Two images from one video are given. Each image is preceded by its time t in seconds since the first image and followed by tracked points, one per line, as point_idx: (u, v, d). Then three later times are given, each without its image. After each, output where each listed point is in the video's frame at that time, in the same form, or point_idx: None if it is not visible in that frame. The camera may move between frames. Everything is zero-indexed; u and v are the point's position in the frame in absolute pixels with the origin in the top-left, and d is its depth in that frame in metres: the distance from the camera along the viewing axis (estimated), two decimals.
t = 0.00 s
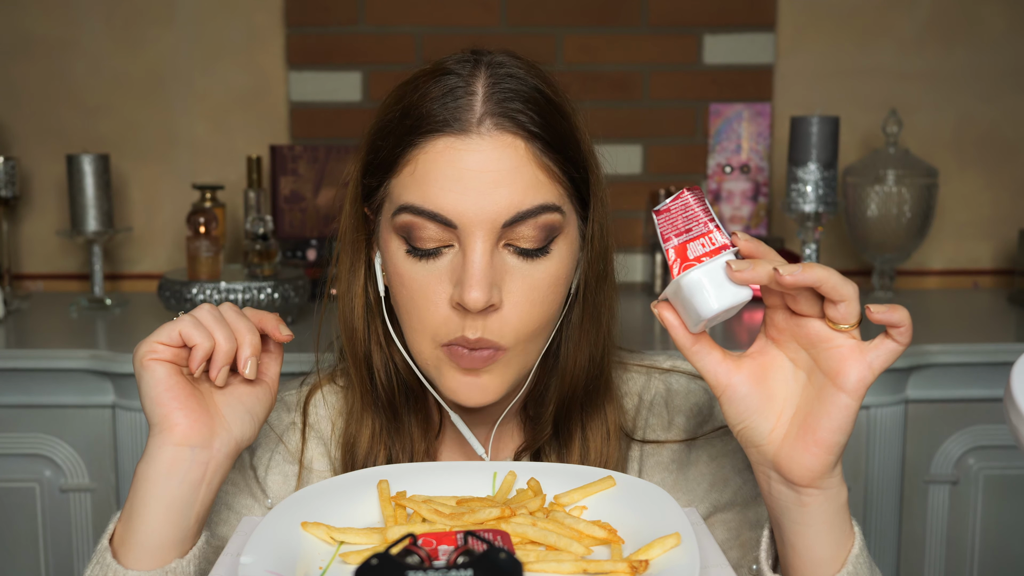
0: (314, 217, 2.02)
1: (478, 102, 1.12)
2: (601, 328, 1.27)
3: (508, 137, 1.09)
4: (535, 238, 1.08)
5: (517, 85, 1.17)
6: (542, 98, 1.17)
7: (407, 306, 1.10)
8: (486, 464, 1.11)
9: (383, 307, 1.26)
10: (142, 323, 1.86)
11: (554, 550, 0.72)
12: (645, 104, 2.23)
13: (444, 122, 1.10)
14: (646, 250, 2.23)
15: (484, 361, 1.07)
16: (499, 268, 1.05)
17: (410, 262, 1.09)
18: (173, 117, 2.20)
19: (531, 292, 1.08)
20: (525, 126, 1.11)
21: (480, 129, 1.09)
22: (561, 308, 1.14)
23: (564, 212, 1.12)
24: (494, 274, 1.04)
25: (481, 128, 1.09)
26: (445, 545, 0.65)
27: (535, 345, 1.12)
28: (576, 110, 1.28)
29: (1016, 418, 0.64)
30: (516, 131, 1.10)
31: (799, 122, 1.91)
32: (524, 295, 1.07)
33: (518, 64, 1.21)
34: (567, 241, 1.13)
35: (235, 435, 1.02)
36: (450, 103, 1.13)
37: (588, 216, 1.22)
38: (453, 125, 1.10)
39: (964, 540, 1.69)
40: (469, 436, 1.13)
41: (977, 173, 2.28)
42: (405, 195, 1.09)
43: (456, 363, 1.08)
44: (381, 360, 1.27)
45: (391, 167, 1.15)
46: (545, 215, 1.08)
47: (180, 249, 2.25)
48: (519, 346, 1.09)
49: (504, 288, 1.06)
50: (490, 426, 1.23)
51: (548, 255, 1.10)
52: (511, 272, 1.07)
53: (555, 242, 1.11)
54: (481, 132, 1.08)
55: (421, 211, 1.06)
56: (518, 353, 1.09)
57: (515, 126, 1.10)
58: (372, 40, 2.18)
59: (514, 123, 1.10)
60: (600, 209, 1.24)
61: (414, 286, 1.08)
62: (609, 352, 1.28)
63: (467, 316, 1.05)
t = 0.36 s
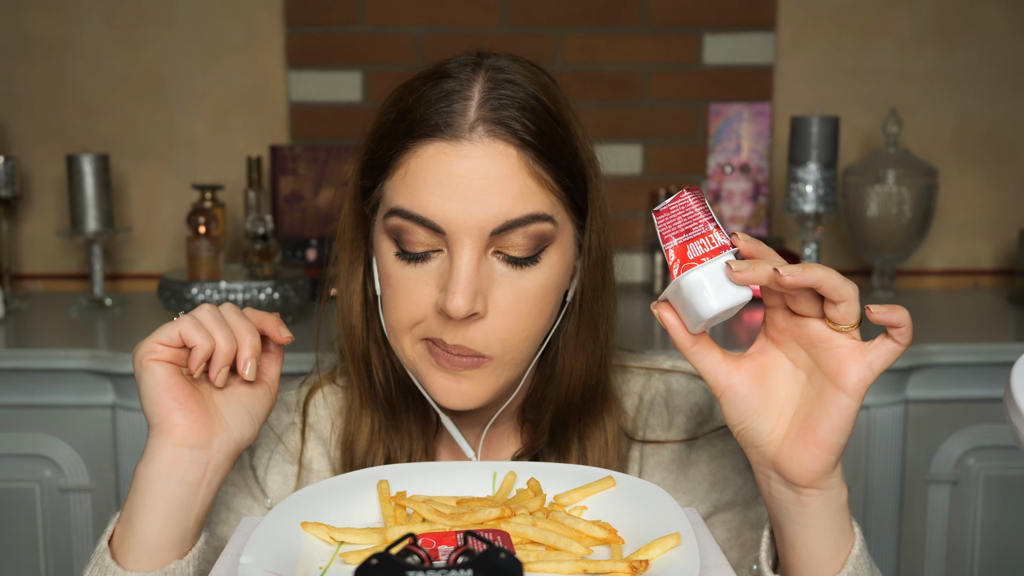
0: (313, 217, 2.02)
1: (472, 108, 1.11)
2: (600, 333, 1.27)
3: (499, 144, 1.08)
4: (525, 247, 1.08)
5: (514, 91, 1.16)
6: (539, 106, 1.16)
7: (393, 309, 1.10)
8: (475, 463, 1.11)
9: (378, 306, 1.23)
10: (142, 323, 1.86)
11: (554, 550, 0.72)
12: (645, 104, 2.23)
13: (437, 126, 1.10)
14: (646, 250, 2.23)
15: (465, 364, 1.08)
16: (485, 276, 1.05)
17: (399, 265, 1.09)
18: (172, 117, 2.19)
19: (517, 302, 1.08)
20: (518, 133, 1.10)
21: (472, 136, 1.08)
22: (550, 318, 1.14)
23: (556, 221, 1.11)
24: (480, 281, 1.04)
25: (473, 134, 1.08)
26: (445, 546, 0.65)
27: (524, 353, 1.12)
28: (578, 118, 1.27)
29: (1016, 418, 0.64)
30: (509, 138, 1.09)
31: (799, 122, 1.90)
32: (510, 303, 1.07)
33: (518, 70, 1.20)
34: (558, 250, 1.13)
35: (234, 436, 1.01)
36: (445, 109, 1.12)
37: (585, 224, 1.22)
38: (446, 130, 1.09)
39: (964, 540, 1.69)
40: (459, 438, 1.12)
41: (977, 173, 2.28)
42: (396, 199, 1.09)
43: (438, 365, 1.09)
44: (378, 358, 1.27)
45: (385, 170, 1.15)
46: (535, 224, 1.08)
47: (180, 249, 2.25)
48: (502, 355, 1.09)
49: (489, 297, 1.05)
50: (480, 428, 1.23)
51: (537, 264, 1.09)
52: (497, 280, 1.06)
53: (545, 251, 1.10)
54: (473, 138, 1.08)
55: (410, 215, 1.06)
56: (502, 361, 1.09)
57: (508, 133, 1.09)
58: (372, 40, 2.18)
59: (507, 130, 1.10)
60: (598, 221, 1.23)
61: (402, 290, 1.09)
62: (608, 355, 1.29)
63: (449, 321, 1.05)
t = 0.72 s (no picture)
0: (314, 217, 2.02)
1: (472, 104, 1.11)
2: (599, 339, 1.27)
3: (499, 140, 1.08)
4: (524, 244, 1.08)
5: (516, 88, 1.16)
6: (539, 102, 1.16)
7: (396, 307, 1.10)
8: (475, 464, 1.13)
9: (381, 308, 1.24)
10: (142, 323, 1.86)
11: (554, 550, 0.72)
12: (645, 104, 2.23)
13: (437, 122, 1.10)
14: (646, 250, 2.23)
15: (462, 369, 1.07)
16: (483, 272, 1.05)
17: (398, 261, 1.09)
18: (172, 117, 2.19)
19: (517, 299, 1.07)
20: (517, 129, 1.10)
21: (472, 132, 1.08)
22: (550, 318, 1.14)
23: (555, 218, 1.11)
24: (478, 277, 1.04)
25: (473, 130, 1.08)
26: (444, 545, 0.65)
27: (523, 354, 1.12)
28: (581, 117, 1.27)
29: (1016, 418, 0.64)
30: (509, 134, 1.09)
31: (799, 122, 1.90)
32: (509, 302, 1.07)
33: (521, 68, 1.20)
34: (558, 247, 1.12)
35: (230, 440, 1.01)
36: (445, 105, 1.12)
37: (586, 223, 1.22)
38: (446, 126, 1.09)
39: (964, 540, 1.69)
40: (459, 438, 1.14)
41: (977, 173, 2.28)
42: (397, 194, 1.10)
43: (438, 369, 1.08)
44: (379, 358, 1.27)
45: (387, 166, 1.15)
46: (534, 221, 1.08)
47: (180, 249, 2.25)
48: (503, 352, 1.08)
49: (487, 294, 1.05)
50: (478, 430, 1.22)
51: (536, 262, 1.09)
52: (496, 277, 1.06)
53: (545, 248, 1.10)
54: (473, 134, 1.08)
55: (410, 210, 1.06)
56: (502, 359, 1.09)
57: (508, 129, 1.09)
58: (372, 40, 2.18)
59: (507, 126, 1.10)
60: (598, 223, 1.23)
61: (401, 287, 1.09)
62: (609, 354, 1.29)
63: (448, 319, 1.05)
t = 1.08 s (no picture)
0: (313, 217, 2.02)
1: (470, 89, 1.12)
2: (599, 324, 1.28)
3: (499, 122, 1.09)
4: (527, 219, 1.08)
5: (511, 73, 1.17)
6: (535, 88, 1.17)
7: (398, 293, 1.08)
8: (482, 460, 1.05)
9: (381, 308, 1.24)
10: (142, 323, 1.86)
11: (554, 550, 0.72)
12: (645, 103, 2.23)
13: (436, 107, 1.11)
14: (646, 250, 2.23)
15: (475, 341, 1.04)
16: (489, 250, 1.04)
17: (401, 248, 1.08)
18: (172, 117, 2.19)
19: (523, 278, 1.06)
20: (517, 111, 1.11)
21: (472, 115, 1.09)
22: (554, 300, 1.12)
23: (556, 197, 1.12)
24: (484, 255, 1.03)
25: (473, 114, 1.09)
26: (445, 545, 0.65)
27: (533, 333, 1.09)
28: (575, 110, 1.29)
29: (1016, 417, 0.64)
30: (507, 117, 1.10)
31: (799, 122, 1.90)
32: (515, 280, 1.05)
33: (514, 59, 1.22)
34: (559, 228, 1.12)
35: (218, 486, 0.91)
36: (444, 91, 1.13)
37: (583, 209, 1.23)
38: (446, 110, 1.10)
39: (964, 541, 1.69)
40: (463, 432, 1.07)
41: (977, 173, 2.28)
42: (399, 180, 1.10)
43: (446, 343, 1.05)
44: (379, 361, 1.27)
45: (386, 156, 1.15)
46: (536, 197, 1.08)
47: (180, 249, 2.25)
48: (514, 331, 1.06)
49: (494, 272, 1.04)
50: (484, 423, 1.21)
51: (539, 240, 1.09)
52: (502, 256, 1.05)
53: (547, 226, 1.10)
54: (472, 117, 1.08)
55: (412, 193, 1.06)
56: (512, 339, 1.06)
57: (507, 111, 1.10)
58: (372, 40, 2.18)
59: (506, 108, 1.10)
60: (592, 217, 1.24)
61: (405, 272, 1.07)
62: (609, 348, 1.29)
63: (457, 298, 1.02)
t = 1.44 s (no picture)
0: (314, 217, 2.02)
1: (468, 87, 1.12)
2: (597, 324, 1.28)
3: (497, 119, 1.09)
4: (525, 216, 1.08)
5: (508, 71, 1.17)
6: (533, 84, 1.17)
7: (398, 294, 1.08)
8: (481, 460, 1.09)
9: (381, 309, 1.24)
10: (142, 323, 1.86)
11: (554, 550, 0.72)
12: (645, 103, 2.24)
13: (434, 105, 1.11)
14: (645, 250, 2.23)
15: (468, 346, 1.05)
16: (488, 247, 1.05)
17: (400, 247, 1.08)
18: (173, 117, 2.20)
19: (521, 277, 1.06)
20: (515, 108, 1.11)
21: (470, 112, 1.09)
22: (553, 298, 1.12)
23: (555, 194, 1.12)
24: (483, 253, 1.03)
25: (471, 111, 1.09)
26: (445, 545, 0.66)
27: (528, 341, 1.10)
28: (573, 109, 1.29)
29: (1016, 418, 0.64)
30: (505, 114, 1.10)
31: (799, 122, 1.90)
32: (514, 279, 1.06)
33: (511, 57, 1.21)
34: (558, 226, 1.12)
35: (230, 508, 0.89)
36: (442, 89, 1.13)
37: (581, 207, 1.23)
38: (444, 108, 1.10)
39: (964, 540, 1.69)
40: (463, 433, 1.11)
41: (977, 173, 2.28)
42: (397, 178, 1.10)
43: (442, 347, 1.06)
44: (378, 362, 1.26)
45: (384, 154, 1.16)
46: (534, 193, 1.08)
47: (180, 249, 2.26)
48: (514, 329, 1.06)
49: (492, 270, 1.04)
50: (484, 424, 1.21)
51: (537, 237, 1.09)
52: (501, 255, 1.06)
53: (546, 223, 1.10)
54: (470, 114, 1.08)
55: (411, 191, 1.06)
56: (513, 338, 1.06)
57: (505, 109, 1.10)
58: (372, 40, 2.18)
59: (504, 105, 1.11)
60: (591, 219, 1.24)
61: (404, 271, 1.07)
62: (608, 349, 1.29)
63: (455, 297, 1.02)
